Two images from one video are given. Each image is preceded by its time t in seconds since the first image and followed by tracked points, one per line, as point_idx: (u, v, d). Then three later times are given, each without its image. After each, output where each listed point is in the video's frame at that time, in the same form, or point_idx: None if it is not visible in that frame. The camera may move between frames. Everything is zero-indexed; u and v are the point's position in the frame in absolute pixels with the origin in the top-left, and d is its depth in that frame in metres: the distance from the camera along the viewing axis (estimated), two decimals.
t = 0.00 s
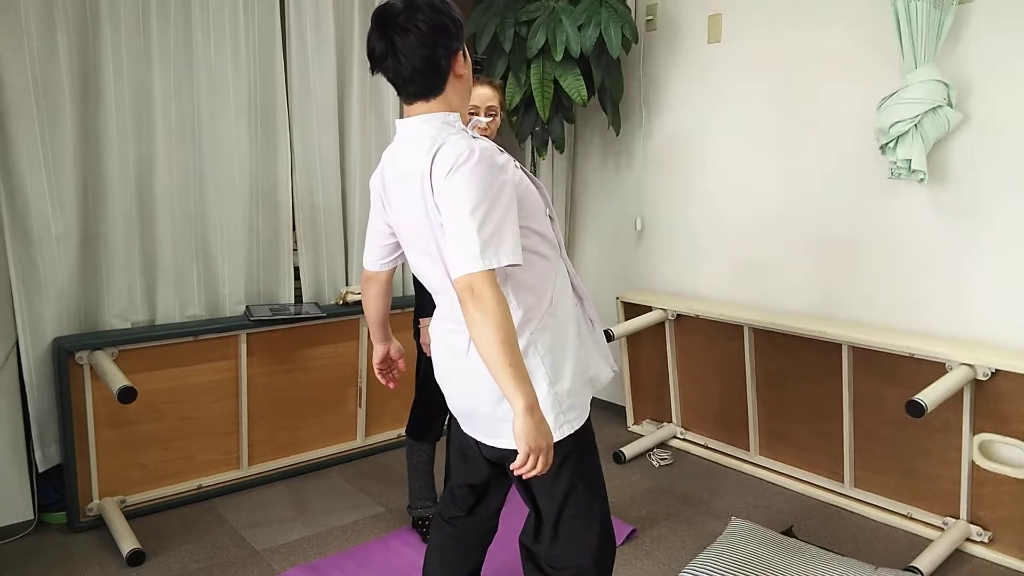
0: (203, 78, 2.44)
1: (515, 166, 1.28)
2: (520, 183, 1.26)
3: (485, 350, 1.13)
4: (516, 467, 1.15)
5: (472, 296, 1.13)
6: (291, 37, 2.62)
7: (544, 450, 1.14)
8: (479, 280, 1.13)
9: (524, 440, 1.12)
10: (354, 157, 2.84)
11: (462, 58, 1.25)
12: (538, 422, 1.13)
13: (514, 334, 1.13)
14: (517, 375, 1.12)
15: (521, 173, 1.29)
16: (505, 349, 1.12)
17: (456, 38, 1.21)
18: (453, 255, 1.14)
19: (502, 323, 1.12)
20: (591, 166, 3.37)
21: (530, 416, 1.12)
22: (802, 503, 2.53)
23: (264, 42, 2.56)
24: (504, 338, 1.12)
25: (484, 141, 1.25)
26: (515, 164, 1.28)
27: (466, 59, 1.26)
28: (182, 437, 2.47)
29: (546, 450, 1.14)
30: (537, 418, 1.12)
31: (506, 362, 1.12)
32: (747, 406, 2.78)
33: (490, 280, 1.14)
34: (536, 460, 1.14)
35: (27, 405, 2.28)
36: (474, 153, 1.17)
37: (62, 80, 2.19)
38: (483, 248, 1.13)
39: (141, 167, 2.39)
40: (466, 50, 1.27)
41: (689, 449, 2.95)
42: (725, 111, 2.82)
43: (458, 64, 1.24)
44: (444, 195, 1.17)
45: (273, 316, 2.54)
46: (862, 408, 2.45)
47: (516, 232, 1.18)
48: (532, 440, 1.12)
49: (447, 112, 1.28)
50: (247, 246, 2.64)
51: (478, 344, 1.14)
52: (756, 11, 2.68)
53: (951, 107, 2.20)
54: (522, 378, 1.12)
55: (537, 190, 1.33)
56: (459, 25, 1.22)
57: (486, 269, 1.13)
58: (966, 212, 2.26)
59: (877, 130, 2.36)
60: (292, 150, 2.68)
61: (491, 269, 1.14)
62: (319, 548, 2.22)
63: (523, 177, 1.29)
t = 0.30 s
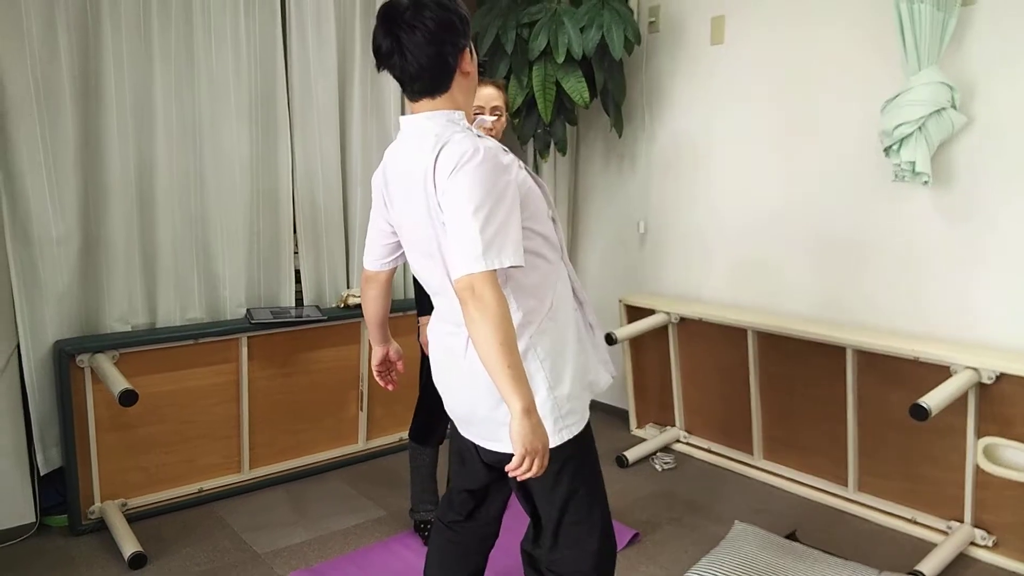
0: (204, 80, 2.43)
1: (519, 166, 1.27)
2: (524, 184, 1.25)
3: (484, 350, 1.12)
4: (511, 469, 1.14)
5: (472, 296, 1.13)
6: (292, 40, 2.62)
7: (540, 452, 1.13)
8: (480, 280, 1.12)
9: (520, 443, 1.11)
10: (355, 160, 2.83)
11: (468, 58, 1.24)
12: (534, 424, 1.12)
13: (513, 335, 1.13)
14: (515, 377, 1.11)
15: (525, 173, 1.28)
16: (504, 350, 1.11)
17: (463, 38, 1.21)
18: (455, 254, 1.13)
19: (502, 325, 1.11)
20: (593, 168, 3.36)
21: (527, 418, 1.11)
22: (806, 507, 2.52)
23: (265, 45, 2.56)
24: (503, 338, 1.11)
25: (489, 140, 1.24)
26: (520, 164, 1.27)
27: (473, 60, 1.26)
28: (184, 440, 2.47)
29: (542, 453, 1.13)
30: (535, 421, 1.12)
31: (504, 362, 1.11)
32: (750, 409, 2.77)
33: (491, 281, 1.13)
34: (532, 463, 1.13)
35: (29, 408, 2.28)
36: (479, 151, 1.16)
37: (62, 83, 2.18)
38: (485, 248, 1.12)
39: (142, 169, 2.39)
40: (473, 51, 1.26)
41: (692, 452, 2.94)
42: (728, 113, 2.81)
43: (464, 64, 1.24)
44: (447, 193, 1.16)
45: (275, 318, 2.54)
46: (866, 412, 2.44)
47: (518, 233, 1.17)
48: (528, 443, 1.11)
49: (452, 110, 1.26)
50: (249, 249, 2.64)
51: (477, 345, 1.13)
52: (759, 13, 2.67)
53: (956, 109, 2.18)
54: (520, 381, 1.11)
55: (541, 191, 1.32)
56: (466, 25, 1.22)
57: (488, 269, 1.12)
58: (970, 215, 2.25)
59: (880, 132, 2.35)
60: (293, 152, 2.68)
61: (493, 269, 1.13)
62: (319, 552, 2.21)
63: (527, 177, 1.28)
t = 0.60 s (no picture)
0: (210, 84, 2.45)
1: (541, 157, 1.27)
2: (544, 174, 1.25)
3: (482, 314, 1.09)
4: (481, 445, 1.11)
5: (481, 262, 1.10)
6: (297, 45, 2.64)
7: (515, 430, 1.10)
8: (494, 247, 1.10)
9: (498, 418, 1.09)
10: (359, 164, 2.86)
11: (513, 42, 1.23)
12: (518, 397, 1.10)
13: (513, 306, 1.11)
14: (509, 348, 1.10)
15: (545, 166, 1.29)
16: (502, 319, 1.09)
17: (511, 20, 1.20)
18: (471, 217, 1.11)
19: (504, 294, 1.09)
20: (594, 173, 3.38)
21: (512, 391, 1.09)
22: (806, 510, 2.53)
23: (271, 50, 2.58)
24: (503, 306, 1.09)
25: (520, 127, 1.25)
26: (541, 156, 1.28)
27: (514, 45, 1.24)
28: (188, 440, 2.48)
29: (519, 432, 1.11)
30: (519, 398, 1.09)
31: (500, 329, 1.09)
32: (750, 412, 2.78)
33: (503, 252, 1.11)
34: (506, 440, 1.11)
35: (34, 407, 2.30)
36: (513, 130, 1.17)
37: (70, 86, 2.20)
38: (503, 219, 1.11)
39: (147, 171, 2.41)
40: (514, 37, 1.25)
41: (692, 455, 2.96)
42: (729, 119, 2.83)
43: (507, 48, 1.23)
44: (473, 161, 1.14)
45: (279, 320, 2.56)
46: (865, 416, 2.46)
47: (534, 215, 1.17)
48: (507, 416, 1.09)
49: (488, 90, 1.24)
50: (253, 251, 2.66)
51: (475, 308, 1.10)
52: (760, 19, 2.69)
53: (955, 114, 2.21)
54: (511, 355, 1.10)
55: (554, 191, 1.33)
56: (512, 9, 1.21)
57: (502, 240, 1.11)
58: (968, 219, 2.27)
59: (879, 138, 2.37)
60: (297, 155, 2.70)
61: (506, 242, 1.12)
62: (322, 552, 2.23)
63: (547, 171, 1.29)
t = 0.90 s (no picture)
0: (218, 91, 2.47)
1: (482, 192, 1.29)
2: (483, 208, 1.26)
3: (405, 334, 1.08)
4: (407, 466, 1.10)
5: (408, 282, 1.09)
6: (306, 51, 2.65)
7: (434, 449, 1.09)
8: (422, 269, 1.10)
9: (420, 432, 1.08)
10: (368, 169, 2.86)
11: (466, 78, 1.23)
12: (438, 418, 1.09)
13: (436, 328, 1.09)
14: (433, 368, 1.09)
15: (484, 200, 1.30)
16: (425, 339, 1.08)
17: (462, 58, 1.20)
18: (402, 238, 1.11)
19: (431, 314, 1.09)
20: (602, 177, 3.38)
21: (433, 412, 1.08)
22: (817, 518, 2.51)
23: (279, 57, 2.60)
24: (427, 327, 1.08)
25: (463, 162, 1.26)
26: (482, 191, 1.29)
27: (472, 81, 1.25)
28: (196, 446, 2.49)
29: (440, 451, 1.09)
30: (439, 415, 1.09)
31: (422, 350, 1.08)
32: (760, 419, 2.76)
33: (431, 274, 1.11)
34: (427, 460, 1.09)
35: (42, 412, 2.30)
36: (454, 161, 1.18)
37: (79, 93, 2.22)
38: (435, 244, 1.11)
39: (156, 176, 2.42)
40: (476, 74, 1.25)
41: (701, 462, 2.93)
42: (737, 123, 2.82)
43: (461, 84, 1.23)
44: (410, 186, 1.15)
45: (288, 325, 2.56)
46: (876, 422, 2.43)
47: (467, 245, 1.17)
48: (428, 435, 1.08)
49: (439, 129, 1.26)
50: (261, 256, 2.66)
51: (399, 328, 1.09)
52: (768, 23, 2.68)
53: (965, 119, 2.19)
54: (433, 372, 1.08)
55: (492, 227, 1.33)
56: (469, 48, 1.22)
57: (431, 262, 1.11)
58: (979, 225, 2.25)
59: (889, 142, 2.36)
60: (306, 161, 2.71)
61: (435, 265, 1.12)
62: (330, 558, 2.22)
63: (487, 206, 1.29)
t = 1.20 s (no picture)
0: (259, 98, 2.52)
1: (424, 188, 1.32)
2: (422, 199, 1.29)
3: (314, 283, 1.08)
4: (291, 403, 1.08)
5: (327, 237, 1.10)
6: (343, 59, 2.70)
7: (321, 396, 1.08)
8: (341, 228, 1.10)
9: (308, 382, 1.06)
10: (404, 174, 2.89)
11: (400, 84, 1.32)
12: (332, 367, 1.08)
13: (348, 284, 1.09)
14: (336, 319, 1.08)
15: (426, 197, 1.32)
16: (335, 294, 1.08)
17: (401, 66, 1.30)
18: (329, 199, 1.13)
19: (343, 273, 1.09)
20: (637, 181, 3.37)
21: (328, 358, 1.07)
22: (858, 526, 2.46)
23: (317, 64, 2.64)
24: (336, 280, 1.08)
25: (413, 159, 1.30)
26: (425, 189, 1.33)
27: (410, 88, 1.32)
28: (237, 446, 2.53)
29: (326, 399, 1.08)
30: (329, 369, 1.07)
31: (329, 299, 1.07)
32: (799, 426, 2.72)
33: (350, 236, 1.11)
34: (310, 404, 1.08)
35: (89, 412, 2.36)
36: (398, 147, 1.21)
37: (125, 102, 2.28)
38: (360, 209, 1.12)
39: (199, 183, 2.48)
40: (417, 83, 1.33)
41: (739, 468, 2.90)
42: (774, 125, 2.79)
43: (395, 89, 1.32)
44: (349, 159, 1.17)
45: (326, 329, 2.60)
46: (919, 429, 2.38)
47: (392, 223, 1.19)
48: (317, 381, 1.07)
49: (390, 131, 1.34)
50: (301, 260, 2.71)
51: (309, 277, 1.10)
52: (805, 24, 2.66)
53: (1010, 120, 2.14)
54: (334, 326, 1.08)
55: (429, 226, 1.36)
56: (409, 56, 1.31)
57: (351, 225, 1.11)
58: None
59: (932, 145, 2.32)
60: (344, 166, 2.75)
61: (355, 229, 1.12)
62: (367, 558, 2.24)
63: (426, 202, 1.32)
